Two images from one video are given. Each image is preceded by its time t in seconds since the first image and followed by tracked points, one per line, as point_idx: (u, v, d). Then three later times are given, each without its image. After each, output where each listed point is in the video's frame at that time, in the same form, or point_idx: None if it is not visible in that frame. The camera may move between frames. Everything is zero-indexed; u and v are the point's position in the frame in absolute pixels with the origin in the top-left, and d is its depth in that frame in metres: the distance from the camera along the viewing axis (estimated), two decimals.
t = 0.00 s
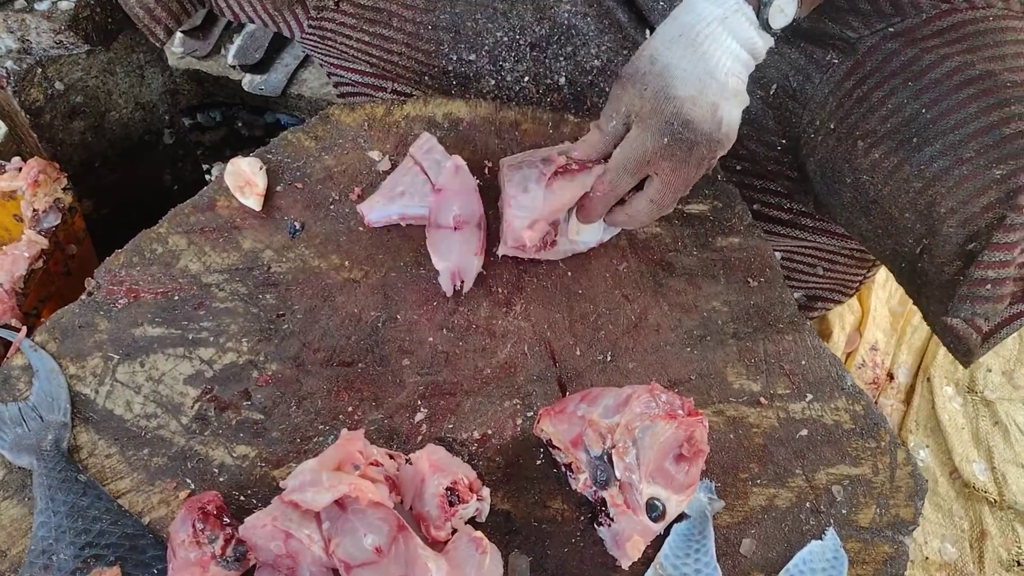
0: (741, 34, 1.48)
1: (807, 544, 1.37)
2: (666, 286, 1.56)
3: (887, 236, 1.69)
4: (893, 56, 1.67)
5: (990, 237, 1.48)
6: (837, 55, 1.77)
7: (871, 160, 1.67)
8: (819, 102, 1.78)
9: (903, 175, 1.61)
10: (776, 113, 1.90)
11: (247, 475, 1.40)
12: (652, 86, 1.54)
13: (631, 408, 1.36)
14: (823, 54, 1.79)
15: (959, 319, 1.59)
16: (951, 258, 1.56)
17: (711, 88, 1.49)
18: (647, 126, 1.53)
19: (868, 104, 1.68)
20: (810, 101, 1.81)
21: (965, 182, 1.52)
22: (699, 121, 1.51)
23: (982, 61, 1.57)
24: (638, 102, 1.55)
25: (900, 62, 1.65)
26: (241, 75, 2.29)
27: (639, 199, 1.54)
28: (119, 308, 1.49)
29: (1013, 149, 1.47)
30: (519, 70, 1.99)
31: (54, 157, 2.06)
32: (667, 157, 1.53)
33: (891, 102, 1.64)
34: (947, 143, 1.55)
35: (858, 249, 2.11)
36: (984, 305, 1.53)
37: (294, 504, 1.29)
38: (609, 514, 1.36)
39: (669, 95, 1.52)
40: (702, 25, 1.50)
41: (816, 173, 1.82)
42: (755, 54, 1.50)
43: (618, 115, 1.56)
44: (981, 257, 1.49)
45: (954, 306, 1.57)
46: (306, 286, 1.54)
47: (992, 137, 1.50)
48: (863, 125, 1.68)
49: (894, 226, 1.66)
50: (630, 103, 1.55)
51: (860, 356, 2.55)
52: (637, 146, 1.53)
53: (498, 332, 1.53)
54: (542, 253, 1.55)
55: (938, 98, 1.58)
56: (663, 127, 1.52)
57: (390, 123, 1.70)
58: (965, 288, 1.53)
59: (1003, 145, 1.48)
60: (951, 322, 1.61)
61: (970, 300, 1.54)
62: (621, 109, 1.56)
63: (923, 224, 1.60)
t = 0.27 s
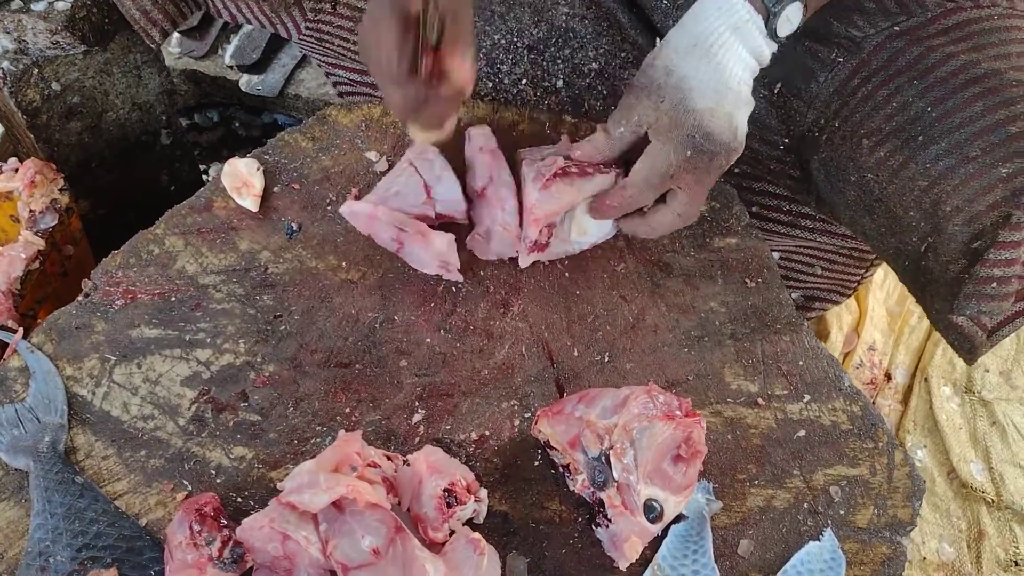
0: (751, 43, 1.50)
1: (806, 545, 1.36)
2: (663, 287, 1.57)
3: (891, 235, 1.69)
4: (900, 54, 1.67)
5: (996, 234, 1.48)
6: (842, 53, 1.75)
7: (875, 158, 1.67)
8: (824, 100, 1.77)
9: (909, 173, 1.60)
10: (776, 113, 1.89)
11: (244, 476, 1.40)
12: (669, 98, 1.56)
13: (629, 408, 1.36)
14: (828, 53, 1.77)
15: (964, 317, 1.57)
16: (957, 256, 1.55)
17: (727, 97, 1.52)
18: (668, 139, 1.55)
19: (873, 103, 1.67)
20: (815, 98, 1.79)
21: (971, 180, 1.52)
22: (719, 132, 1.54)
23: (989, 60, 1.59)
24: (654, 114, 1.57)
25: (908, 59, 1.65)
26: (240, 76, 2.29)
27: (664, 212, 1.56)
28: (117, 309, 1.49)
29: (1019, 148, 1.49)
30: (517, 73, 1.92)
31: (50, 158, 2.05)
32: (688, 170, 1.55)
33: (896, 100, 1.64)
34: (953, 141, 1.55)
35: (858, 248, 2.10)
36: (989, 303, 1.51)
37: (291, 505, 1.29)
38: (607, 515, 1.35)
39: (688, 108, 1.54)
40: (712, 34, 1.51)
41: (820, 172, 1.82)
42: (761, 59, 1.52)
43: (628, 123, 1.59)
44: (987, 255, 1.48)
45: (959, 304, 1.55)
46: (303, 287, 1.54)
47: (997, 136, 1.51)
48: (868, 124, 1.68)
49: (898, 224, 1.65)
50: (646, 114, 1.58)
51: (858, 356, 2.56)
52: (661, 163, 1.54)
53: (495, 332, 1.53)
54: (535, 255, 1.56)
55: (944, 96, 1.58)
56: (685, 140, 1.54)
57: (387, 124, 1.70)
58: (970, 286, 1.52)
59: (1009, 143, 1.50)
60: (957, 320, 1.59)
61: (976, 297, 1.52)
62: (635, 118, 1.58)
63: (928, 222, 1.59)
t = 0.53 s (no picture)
0: (737, 32, 1.57)
1: (804, 546, 1.36)
2: (662, 288, 1.57)
3: (887, 231, 1.70)
4: (894, 50, 1.66)
5: (990, 230, 1.48)
6: (836, 50, 1.75)
7: (872, 155, 1.68)
8: (819, 97, 1.78)
9: (904, 169, 1.61)
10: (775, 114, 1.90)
11: (244, 478, 1.40)
12: (656, 83, 1.58)
13: (628, 410, 1.37)
14: (823, 49, 1.77)
15: (960, 311, 1.59)
16: (951, 252, 1.56)
17: (716, 84, 1.56)
18: (657, 123, 1.55)
19: (869, 98, 1.68)
20: (810, 96, 1.80)
21: (967, 176, 1.51)
22: (706, 117, 1.54)
23: (982, 55, 1.58)
24: (643, 101, 1.58)
25: (903, 56, 1.65)
26: (235, 78, 2.29)
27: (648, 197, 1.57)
28: (116, 311, 1.49)
29: (1014, 142, 1.47)
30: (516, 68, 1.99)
31: (49, 160, 2.05)
32: (677, 154, 1.55)
33: (892, 96, 1.64)
34: (947, 137, 1.55)
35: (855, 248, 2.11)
36: (984, 299, 1.53)
37: (290, 507, 1.29)
38: (606, 517, 1.36)
39: (675, 91, 1.56)
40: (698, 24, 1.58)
41: (816, 169, 1.83)
42: (748, 51, 1.60)
43: (620, 115, 1.60)
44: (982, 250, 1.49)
45: (955, 299, 1.57)
46: (303, 288, 1.55)
47: (992, 131, 1.50)
48: (863, 120, 1.69)
49: (894, 221, 1.66)
50: (635, 103, 1.59)
51: (856, 356, 2.57)
52: (645, 143, 1.55)
53: (494, 334, 1.53)
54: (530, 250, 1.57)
55: (940, 91, 1.57)
56: (675, 125, 1.54)
57: (387, 125, 1.71)
58: (966, 281, 1.54)
59: (1004, 138, 1.48)
60: (952, 314, 1.62)
61: (971, 292, 1.54)
62: (625, 110, 1.59)
63: (922, 219, 1.60)
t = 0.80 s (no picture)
0: (743, 30, 1.62)
1: (802, 545, 1.36)
2: (660, 286, 1.57)
3: (882, 230, 1.72)
4: (892, 50, 1.66)
5: (985, 230, 1.50)
6: (832, 49, 1.76)
7: (866, 154, 1.68)
8: (814, 96, 1.79)
9: (899, 169, 1.61)
10: (773, 114, 1.89)
11: (241, 477, 1.39)
12: (661, 80, 1.61)
13: (626, 408, 1.36)
14: (819, 49, 1.77)
15: (955, 311, 1.61)
16: (947, 251, 1.57)
17: (721, 83, 1.60)
18: (661, 118, 1.59)
19: (864, 99, 1.68)
20: (804, 94, 1.81)
21: (960, 176, 1.52)
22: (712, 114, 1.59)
23: (977, 55, 1.57)
24: (648, 97, 1.62)
25: (899, 55, 1.64)
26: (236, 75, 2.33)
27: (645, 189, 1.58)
28: (112, 309, 1.49)
29: (1011, 141, 1.47)
30: (514, 65, 1.99)
31: (45, 158, 2.04)
32: (678, 149, 1.59)
33: (886, 95, 1.64)
34: (942, 136, 1.55)
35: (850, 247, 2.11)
36: (980, 297, 1.55)
37: (288, 505, 1.28)
38: (604, 515, 1.36)
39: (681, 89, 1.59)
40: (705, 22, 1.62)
41: (811, 167, 1.85)
42: (755, 50, 1.64)
43: (624, 110, 1.63)
44: (978, 250, 1.50)
45: (949, 299, 1.58)
46: (300, 287, 1.54)
47: (987, 131, 1.49)
48: (859, 119, 1.69)
49: (890, 220, 1.67)
50: (639, 99, 1.62)
51: (854, 355, 2.57)
52: (647, 139, 1.58)
53: (492, 332, 1.53)
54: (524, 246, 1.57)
55: (933, 91, 1.57)
56: (677, 121, 1.58)
57: (384, 123, 1.70)
58: (961, 281, 1.55)
59: (999, 138, 1.48)
60: (948, 314, 1.63)
61: (967, 292, 1.55)
62: (630, 105, 1.63)
63: (916, 217, 1.61)
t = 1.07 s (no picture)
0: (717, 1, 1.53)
1: (794, 545, 1.36)
2: (653, 287, 1.57)
3: (876, 235, 1.70)
4: (885, 56, 1.64)
5: (979, 236, 1.50)
6: (826, 53, 1.73)
7: (862, 160, 1.66)
8: (808, 101, 1.77)
9: (894, 175, 1.60)
10: (766, 117, 1.88)
11: (232, 478, 1.39)
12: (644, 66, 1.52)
13: (617, 409, 1.36)
14: (814, 53, 1.75)
15: (950, 317, 1.62)
16: (942, 257, 1.57)
17: (698, 44, 1.48)
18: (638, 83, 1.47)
19: (857, 105, 1.66)
20: (800, 99, 1.79)
21: (955, 182, 1.51)
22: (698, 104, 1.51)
23: (971, 61, 1.55)
24: (625, 69, 1.50)
25: (892, 61, 1.62)
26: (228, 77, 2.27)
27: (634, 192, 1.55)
28: (104, 310, 1.49)
29: (1005, 149, 1.48)
30: (508, 69, 1.94)
31: (39, 159, 2.05)
32: (662, 109, 1.43)
33: (881, 102, 1.62)
34: (936, 143, 1.54)
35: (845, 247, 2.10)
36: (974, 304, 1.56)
37: (278, 507, 1.28)
38: (595, 516, 1.35)
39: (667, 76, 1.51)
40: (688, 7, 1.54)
41: (806, 172, 1.82)
42: (736, 27, 1.54)
43: (605, 88, 1.52)
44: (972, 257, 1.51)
45: (945, 304, 1.60)
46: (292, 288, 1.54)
47: (981, 138, 1.50)
48: (853, 126, 1.67)
49: (884, 225, 1.66)
50: (617, 74, 1.51)
51: (848, 355, 2.56)
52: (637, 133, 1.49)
53: (484, 333, 1.53)
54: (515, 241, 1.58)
55: (928, 98, 1.56)
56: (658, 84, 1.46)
57: (377, 124, 1.70)
58: (956, 287, 1.56)
59: (994, 145, 1.48)
60: (942, 321, 1.64)
61: (961, 299, 1.57)
62: (610, 83, 1.52)
63: (911, 223, 1.60)
